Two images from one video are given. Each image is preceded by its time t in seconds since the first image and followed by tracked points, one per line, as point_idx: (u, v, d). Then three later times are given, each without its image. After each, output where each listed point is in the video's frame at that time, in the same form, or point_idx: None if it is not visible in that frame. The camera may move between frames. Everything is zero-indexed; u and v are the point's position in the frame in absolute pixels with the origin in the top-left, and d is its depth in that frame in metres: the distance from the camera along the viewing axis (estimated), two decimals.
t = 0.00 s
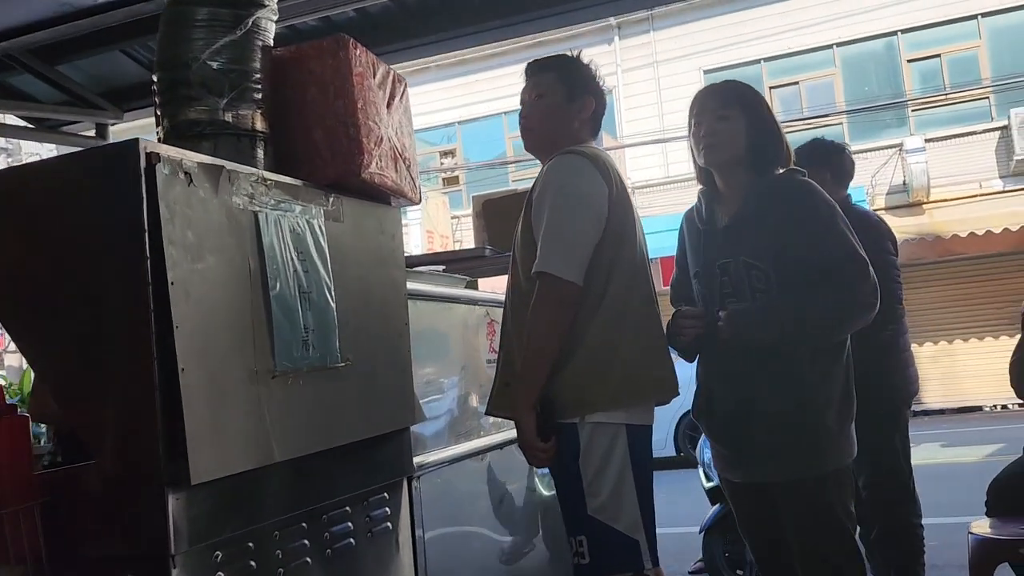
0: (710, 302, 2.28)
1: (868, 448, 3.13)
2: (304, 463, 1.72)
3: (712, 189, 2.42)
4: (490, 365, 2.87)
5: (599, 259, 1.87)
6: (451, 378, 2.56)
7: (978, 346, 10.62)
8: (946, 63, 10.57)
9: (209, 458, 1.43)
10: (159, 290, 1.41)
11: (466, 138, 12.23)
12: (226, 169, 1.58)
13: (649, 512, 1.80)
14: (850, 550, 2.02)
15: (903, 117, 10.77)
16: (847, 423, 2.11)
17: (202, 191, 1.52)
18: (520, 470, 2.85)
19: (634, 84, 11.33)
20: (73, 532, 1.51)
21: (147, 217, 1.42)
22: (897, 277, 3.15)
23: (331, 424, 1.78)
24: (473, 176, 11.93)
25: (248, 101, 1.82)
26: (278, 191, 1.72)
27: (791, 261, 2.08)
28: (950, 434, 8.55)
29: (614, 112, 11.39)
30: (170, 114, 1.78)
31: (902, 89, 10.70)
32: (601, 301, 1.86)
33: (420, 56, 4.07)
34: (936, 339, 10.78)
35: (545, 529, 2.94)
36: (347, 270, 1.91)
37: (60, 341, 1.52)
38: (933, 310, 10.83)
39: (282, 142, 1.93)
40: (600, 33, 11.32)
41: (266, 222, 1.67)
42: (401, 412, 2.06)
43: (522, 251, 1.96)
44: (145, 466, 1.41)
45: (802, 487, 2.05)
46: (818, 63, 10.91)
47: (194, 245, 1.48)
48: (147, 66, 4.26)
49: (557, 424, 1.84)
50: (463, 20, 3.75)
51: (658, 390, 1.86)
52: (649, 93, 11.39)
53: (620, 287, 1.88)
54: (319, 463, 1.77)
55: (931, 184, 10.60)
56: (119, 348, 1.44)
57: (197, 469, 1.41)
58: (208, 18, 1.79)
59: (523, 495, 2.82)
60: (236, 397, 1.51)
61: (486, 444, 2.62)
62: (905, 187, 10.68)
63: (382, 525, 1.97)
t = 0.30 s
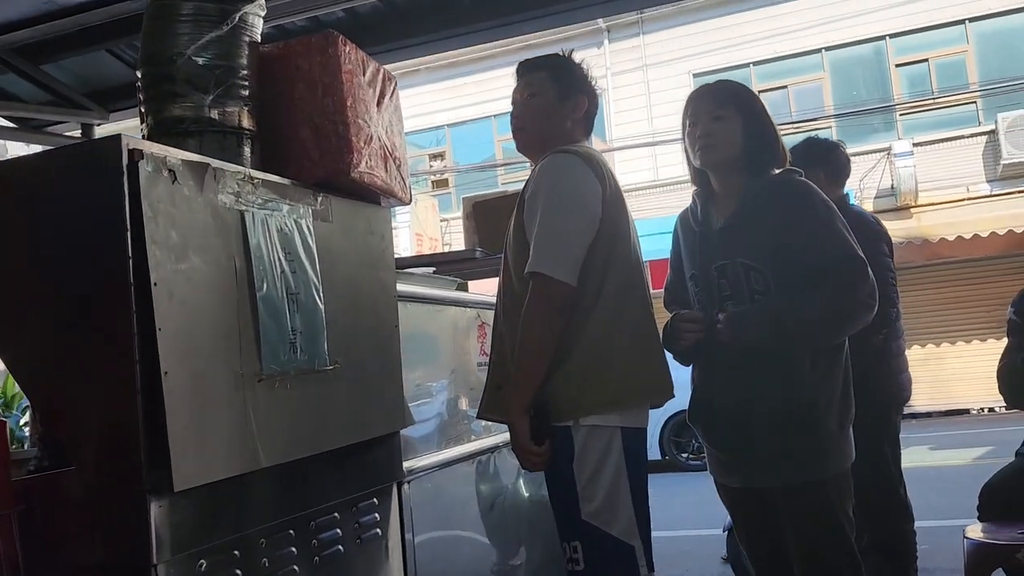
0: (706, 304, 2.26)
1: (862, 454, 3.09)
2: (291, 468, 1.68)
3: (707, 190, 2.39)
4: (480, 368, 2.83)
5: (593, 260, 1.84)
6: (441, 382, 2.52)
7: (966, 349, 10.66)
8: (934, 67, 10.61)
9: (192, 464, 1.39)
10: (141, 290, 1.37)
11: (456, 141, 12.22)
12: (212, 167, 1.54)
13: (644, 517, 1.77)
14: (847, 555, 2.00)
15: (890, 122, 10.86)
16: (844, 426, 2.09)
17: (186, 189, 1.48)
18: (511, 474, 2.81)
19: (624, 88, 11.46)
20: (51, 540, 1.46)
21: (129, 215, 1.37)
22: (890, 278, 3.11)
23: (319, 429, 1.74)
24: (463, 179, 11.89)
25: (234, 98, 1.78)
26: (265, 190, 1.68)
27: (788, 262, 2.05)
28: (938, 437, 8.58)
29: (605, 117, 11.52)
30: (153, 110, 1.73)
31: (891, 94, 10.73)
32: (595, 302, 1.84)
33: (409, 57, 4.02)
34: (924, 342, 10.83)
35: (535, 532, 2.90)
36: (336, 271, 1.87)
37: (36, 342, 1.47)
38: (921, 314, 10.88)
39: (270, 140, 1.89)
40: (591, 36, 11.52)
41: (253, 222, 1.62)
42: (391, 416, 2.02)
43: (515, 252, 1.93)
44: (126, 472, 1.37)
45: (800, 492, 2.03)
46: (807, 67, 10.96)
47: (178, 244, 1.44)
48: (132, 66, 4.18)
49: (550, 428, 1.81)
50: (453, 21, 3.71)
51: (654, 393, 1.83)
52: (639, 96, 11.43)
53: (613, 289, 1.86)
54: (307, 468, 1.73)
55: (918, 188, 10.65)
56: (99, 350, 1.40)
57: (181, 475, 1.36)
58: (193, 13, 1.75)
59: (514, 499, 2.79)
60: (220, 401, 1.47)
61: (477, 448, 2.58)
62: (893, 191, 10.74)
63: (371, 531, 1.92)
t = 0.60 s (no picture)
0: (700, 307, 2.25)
1: (857, 456, 3.09)
2: (282, 473, 1.66)
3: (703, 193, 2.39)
4: (473, 372, 2.82)
5: (586, 263, 1.83)
6: (433, 385, 2.51)
7: (956, 352, 10.71)
8: (924, 72, 10.70)
9: (181, 468, 1.37)
10: (130, 292, 1.35)
11: (447, 144, 12.22)
12: (202, 168, 1.53)
13: (639, 521, 1.76)
14: (842, 559, 1.99)
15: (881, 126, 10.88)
16: (838, 429, 2.09)
17: (176, 190, 1.46)
18: (504, 478, 2.80)
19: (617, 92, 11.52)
20: (37, 547, 1.43)
21: (117, 217, 1.36)
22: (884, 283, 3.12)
23: (311, 433, 1.72)
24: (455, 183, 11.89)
25: (225, 99, 1.76)
26: (256, 192, 1.66)
27: (783, 265, 2.05)
28: (929, 440, 8.61)
29: (597, 120, 11.56)
30: (143, 112, 1.72)
31: (881, 98, 10.77)
32: (589, 305, 1.83)
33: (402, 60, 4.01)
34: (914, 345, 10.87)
35: (528, 536, 2.89)
36: (328, 274, 1.86)
37: (23, 347, 1.45)
38: (911, 317, 10.93)
39: (261, 142, 1.88)
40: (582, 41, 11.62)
41: (243, 224, 1.61)
42: (383, 419, 2.00)
43: (508, 254, 1.92)
44: (114, 477, 1.35)
45: (795, 497, 2.02)
46: (798, 71, 11.02)
47: (168, 246, 1.42)
48: (123, 67, 4.15)
49: (545, 431, 1.80)
50: (445, 23, 3.70)
51: (649, 395, 1.82)
52: (631, 100, 11.47)
53: (608, 292, 1.85)
54: (298, 473, 1.71)
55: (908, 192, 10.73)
56: (87, 354, 1.38)
57: (171, 480, 1.35)
58: (184, 13, 1.73)
59: (507, 505, 2.78)
60: (210, 405, 1.45)
61: (470, 452, 2.57)
62: (884, 195, 10.79)
63: (363, 536, 1.91)
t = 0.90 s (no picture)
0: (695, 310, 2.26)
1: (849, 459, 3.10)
2: (276, 477, 1.66)
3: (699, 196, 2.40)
4: (468, 375, 2.82)
5: (580, 266, 1.84)
6: (427, 390, 2.50)
7: (949, 355, 10.75)
8: (916, 76, 10.74)
9: (175, 471, 1.37)
10: (125, 295, 1.35)
11: (442, 147, 12.22)
12: (197, 172, 1.53)
13: (633, 524, 1.77)
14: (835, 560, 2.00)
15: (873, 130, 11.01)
16: (830, 431, 2.10)
17: (170, 193, 1.46)
18: (498, 481, 2.80)
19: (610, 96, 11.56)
20: (31, 552, 1.43)
21: (112, 220, 1.36)
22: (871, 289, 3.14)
23: (306, 436, 1.72)
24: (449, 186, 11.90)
25: (220, 102, 1.76)
26: (251, 195, 1.67)
27: (776, 267, 2.06)
28: (922, 443, 8.64)
29: (591, 124, 11.62)
30: (137, 114, 1.72)
31: (874, 102, 10.86)
32: (583, 307, 1.83)
33: (396, 64, 4.01)
34: (907, 348, 10.91)
35: (522, 539, 2.88)
36: (322, 277, 1.86)
37: (15, 350, 1.44)
38: (905, 320, 10.96)
39: (255, 145, 1.88)
40: (576, 44, 11.60)
41: (238, 227, 1.61)
42: (377, 423, 2.00)
43: (503, 257, 1.92)
44: (107, 481, 1.35)
45: (787, 499, 2.03)
46: (792, 75, 11.08)
47: (162, 249, 1.42)
48: (117, 70, 4.14)
49: (540, 434, 1.80)
50: (441, 27, 3.71)
51: (643, 396, 1.83)
52: (625, 104, 11.52)
53: (602, 294, 1.86)
54: (292, 477, 1.71)
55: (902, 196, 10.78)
56: (81, 357, 1.38)
57: (164, 484, 1.34)
58: (179, 16, 1.74)
59: (501, 507, 2.78)
60: (204, 408, 1.45)
61: (464, 455, 2.57)
62: (877, 199, 10.84)
63: (357, 540, 1.90)
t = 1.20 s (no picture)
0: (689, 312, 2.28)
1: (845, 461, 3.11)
2: (272, 481, 1.66)
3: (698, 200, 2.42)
4: (465, 379, 2.82)
5: (576, 269, 1.84)
6: (423, 394, 2.50)
7: (944, 358, 10.78)
8: (911, 80, 10.76)
9: (171, 475, 1.36)
10: (120, 298, 1.35)
11: (439, 150, 12.31)
12: (192, 175, 1.52)
13: (631, 526, 1.77)
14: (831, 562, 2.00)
15: (868, 134, 11.05)
16: (825, 432, 2.10)
17: (166, 197, 1.46)
18: (494, 484, 2.80)
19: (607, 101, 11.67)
20: (27, 557, 1.42)
21: (107, 223, 1.35)
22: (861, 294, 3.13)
23: (302, 440, 1.72)
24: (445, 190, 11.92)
25: (216, 106, 1.76)
26: (247, 198, 1.67)
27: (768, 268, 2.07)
28: (917, 446, 8.66)
29: (587, 127, 11.68)
30: (133, 118, 1.71)
31: (869, 106, 10.85)
32: (579, 309, 1.83)
33: (392, 68, 4.02)
34: (902, 351, 10.94)
35: (519, 541, 2.88)
36: (319, 281, 1.86)
37: (9, 355, 1.44)
38: (900, 323, 11.00)
39: (251, 149, 1.88)
40: (573, 48, 11.74)
41: (233, 230, 1.61)
42: (374, 426, 2.00)
43: (498, 261, 1.93)
44: (103, 485, 1.34)
45: (780, 500, 2.03)
46: (787, 79, 11.14)
47: (158, 253, 1.42)
48: (114, 74, 4.14)
49: (538, 436, 1.80)
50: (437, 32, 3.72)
51: (640, 398, 1.83)
52: (621, 108, 11.58)
53: (598, 297, 1.86)
54: (288, 481, 1.71)
55: (897, 200, 10.75)
56: (77, 362, 1.37)
57: (159, 488, 1.34)
58: (175, 20, 1.74)
59: (497, 510, 2.78)
60: (199, 411, 1.45)
61: (460, 459, 2.57)
62: (872, 202, 10.88)
63: (353, 544, 1.90)
